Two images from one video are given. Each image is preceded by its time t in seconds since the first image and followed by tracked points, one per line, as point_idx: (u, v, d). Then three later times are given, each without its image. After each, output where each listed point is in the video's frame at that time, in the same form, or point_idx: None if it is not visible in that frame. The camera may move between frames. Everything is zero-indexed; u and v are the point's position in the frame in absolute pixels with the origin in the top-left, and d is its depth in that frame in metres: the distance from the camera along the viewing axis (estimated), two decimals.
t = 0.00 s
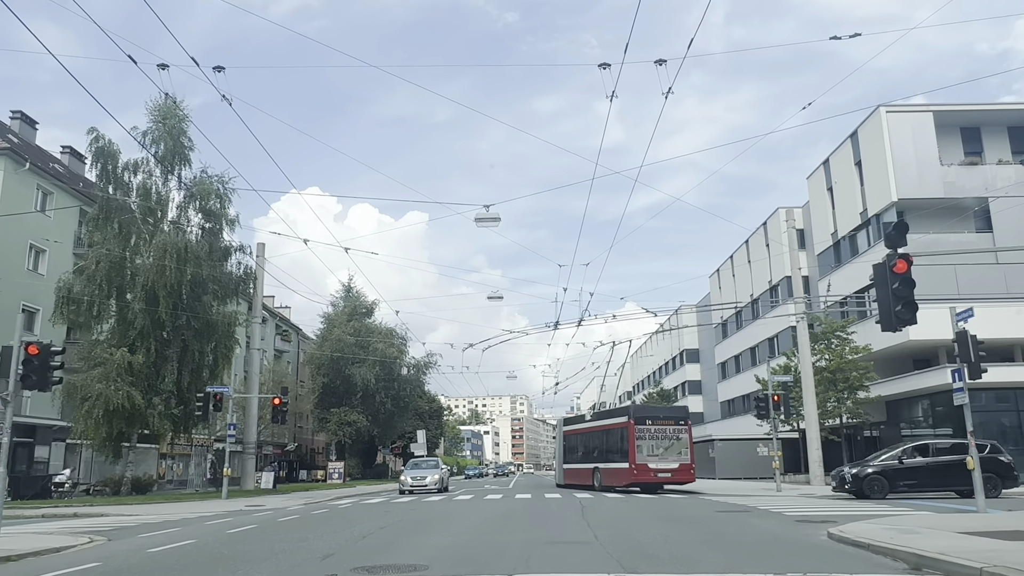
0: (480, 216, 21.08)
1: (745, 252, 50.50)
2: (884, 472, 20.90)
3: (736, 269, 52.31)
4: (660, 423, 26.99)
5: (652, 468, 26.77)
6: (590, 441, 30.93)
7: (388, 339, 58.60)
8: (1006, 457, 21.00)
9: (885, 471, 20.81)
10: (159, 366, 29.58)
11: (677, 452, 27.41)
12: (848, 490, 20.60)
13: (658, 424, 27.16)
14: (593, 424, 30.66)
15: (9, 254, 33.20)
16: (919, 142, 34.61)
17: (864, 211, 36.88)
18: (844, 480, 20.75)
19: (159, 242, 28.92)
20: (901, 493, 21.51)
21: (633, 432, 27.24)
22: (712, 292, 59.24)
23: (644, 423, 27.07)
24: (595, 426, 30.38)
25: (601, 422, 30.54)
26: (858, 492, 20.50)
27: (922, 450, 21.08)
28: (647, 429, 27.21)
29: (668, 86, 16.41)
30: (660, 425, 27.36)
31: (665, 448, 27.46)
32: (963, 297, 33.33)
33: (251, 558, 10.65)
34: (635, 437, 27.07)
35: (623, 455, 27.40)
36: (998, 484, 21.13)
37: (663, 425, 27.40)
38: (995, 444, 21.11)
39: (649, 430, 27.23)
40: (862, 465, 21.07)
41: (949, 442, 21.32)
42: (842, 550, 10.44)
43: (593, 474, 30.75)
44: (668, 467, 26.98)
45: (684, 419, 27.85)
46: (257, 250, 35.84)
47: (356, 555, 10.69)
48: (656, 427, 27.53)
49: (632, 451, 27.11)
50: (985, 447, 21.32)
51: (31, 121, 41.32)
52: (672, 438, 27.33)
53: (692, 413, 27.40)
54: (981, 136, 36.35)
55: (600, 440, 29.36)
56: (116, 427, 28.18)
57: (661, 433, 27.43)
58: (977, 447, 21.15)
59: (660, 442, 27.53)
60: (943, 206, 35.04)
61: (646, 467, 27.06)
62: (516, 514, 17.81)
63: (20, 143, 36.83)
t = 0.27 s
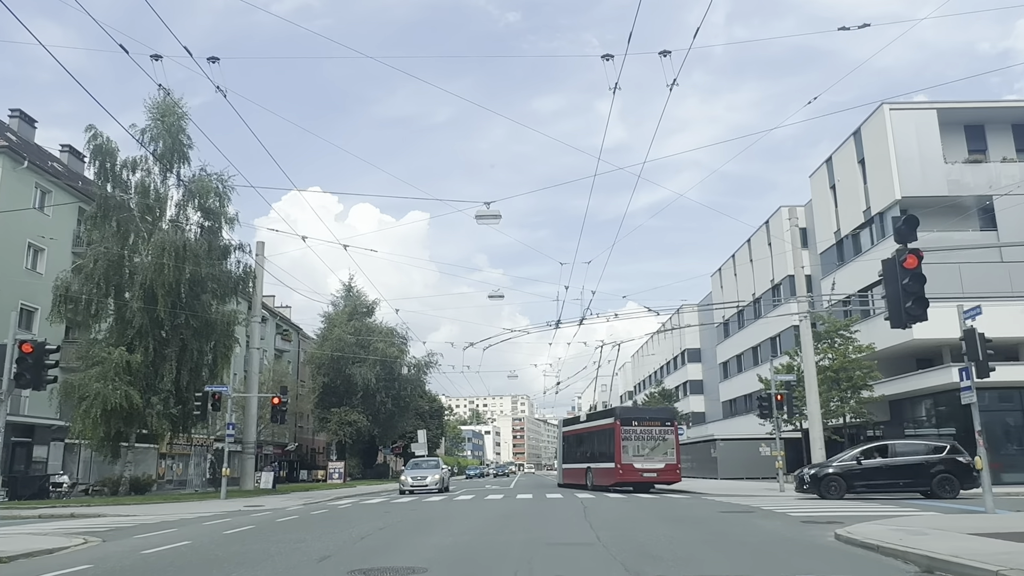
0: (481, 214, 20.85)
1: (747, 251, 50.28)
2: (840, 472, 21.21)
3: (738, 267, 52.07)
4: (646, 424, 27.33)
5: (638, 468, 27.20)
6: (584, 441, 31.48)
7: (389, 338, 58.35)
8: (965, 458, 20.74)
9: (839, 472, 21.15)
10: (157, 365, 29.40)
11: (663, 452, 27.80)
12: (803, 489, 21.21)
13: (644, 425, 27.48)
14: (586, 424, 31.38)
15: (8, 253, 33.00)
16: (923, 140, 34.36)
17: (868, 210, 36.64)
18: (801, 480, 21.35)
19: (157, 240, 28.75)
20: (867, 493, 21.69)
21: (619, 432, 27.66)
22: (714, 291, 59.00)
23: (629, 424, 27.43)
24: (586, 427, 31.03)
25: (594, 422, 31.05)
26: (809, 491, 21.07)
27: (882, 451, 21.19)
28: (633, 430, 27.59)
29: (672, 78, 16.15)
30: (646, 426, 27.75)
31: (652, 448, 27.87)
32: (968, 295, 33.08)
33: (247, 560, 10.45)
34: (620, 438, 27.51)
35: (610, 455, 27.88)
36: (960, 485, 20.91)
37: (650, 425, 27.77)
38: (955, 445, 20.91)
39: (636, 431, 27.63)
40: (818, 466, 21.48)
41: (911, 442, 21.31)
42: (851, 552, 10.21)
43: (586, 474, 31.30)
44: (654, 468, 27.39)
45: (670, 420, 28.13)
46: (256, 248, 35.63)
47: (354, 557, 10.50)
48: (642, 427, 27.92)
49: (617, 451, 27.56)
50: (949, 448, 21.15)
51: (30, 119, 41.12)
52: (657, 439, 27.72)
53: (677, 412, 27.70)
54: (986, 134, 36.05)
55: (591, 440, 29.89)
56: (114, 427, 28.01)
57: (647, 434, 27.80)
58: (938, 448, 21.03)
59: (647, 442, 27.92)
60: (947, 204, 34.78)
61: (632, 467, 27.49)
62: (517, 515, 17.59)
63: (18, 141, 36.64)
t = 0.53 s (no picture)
0: (482, 211, 20.66)
1: (749, 250, 50.08)
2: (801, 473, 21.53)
3: (740, 267, 51.86)
4: (634, 425, 27.95)
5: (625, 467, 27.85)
6: (578, 442, 32.12)
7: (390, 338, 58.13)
8: (923, 459, 20.70)
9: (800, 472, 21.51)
10: (156, 364, 29.24)
11: (651, 452, 28.39)
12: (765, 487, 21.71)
13: (631, 426, 28.09)
14: (579, 424, 32.09)
15: (6, 252, 32.82)
16: (927, 137, 34.12)
17: (871, 208, 36.41)
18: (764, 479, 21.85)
19: (155, 239, 28.60)
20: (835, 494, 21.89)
21: (608, 432, 28.33)
22: (715, 290, 58.78)
23: (617, 424, 28.09)
24: (580, 428, 31.83)
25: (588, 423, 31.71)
26: (769, 490, 21.52)
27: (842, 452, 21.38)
28: (621, 430, 28.25)
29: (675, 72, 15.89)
30: (634, 427, 28.39)
31: (640, 448, 28.48)
32: (973, 294, 32.82)
33: (243, 561, 10.25)
34: (609, 438, 28.18)
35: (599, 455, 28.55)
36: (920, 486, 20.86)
37: (638, 426, 28.41)
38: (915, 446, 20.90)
39: (624, 431, 28.27)
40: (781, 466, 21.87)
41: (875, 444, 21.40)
42: (860, 553, 10.01)
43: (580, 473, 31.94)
44: (641, 467, 28.02)
45: (659, 421, 28.70)
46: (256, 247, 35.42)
47: (352, 558, 10.30)
48: (631, 427, 28.55)
49: (606, 451, 28.23)
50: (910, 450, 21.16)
51: (29, 118, 40.95)
52: (645, 439, 28.36)
53: (664, 414, 28.34)
54: (990, 131, 35.79)
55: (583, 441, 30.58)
56: (112, 427, 27.86)
57: (636, 434, 28.43)
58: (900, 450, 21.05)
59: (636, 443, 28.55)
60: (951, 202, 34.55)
61: (620, 467, 28.15)
62: (518, 515, 17.37)
63: (17, 140, 36.46)
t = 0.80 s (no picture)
0: (482, 208, 20.47)
1: (751, 249, 49.88)
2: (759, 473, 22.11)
3: (742, 266, 51.66)
4: (624, 425, 28.61)
5: (615, 467, 28.43)
6: (574, 443, 32.69)
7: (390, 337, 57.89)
8: (879, 459, 21.08)
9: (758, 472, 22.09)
10: (154, 363, 29.08)
11: (642, 452, 28.93)
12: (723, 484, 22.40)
13: (622, 426, 28.70)
14: (575, 426, 32.67)
15: (5, 250, 32.63)
16: (930, 135, 33.90)
17: (874, 206, 36.18)
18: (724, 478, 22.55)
19: (154, 237, 28.43)
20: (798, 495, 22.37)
21: (599, 433, 28.90)
22: (717, 290, 58.57)
23: (608, 425, 28.77)
24: (576, 430, 32.42)
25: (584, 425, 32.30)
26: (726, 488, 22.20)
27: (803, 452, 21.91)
28: (612, 431, 28.91)
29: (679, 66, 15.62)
30: (626, 428, 28.97)
31: (632, 449, 29.07)
32: (976, 292, 32.58)
33: (238, 563, 10.07)
34: (600, 439, 28.77)
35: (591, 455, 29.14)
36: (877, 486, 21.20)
37: (630, 427, 28.98)
38: (871, 447, 21.30)
39: (615, 432, 28.85)
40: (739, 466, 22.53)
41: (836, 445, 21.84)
42: (867, 555, 9.80)
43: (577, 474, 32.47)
44: (632, 467, 28.57)
45: (650, 422, 29.29)
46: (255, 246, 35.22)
47: (349, 560, 10.12)
48: (622, 428, 29.13)
49: (597, 451, 28.81)
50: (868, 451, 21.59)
51: (28, 116, 40.76)
52: (636, 440, 28.91)
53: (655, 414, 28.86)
54: (993, 129, 35.55)
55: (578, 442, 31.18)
56: (110, 426, 27.70)
57: (627, 435, 29.06)
58: (858, 451, 21.50)
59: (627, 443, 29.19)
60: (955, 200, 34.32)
61: (611, 466, 28.72)
62: (519, 516, 17.17)
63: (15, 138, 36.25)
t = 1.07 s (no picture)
0: (483, 206, 20.29)
1: (753, 248, 49.69)
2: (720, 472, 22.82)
3: (743, 265, 51.47)
4: (616, 426, 29.47)
5: (607, 467, 29.28)
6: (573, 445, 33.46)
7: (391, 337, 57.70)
8: (835, 461, 21.39)
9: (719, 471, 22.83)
10: (153, 363, 28.93)
11: (634, 452, 29.66)
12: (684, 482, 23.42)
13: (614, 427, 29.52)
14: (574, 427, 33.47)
15: (3, 250, 32.47)
16: (933, 133, 33.68)
17: (877, 205, 35.95)
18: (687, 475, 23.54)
19: (152, 236, 28.26)
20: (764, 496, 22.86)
21: (592, 433, 29.70)
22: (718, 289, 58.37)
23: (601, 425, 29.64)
24: (574, 431, 33.21)
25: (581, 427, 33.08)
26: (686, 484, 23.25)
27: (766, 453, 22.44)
28: (605, 431, 29.78)
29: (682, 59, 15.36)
30: (618, 429, 29.76)
31: (624, 450, 29.89)
32: (980, 291, 32.33)
33: (233, 565, 9.87)
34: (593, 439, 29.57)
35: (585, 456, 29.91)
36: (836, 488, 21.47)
37: (622, 427, 29.77)
38: (830, 448, 21.62)
39: (608, 432, 29.65)
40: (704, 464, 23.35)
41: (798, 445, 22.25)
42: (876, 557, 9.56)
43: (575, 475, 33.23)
44: (624, 467, 29.32)
45: (642, 423, 30.08)
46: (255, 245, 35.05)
47: (346, 563, 9.92)
48: (614, 429, 29.92)
49: (590, 451, 29.60)
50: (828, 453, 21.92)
51: (27, 115, 40.59)
52: (628, 440, 29.68)
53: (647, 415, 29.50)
54: (997, 127, 35.34)
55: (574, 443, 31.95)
56: (109, 426, 27.56)
57: (620, 435, 29.89)
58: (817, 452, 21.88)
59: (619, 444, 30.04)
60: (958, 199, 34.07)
61: (604, 466, 29.57)
62: (520, 517, 16.97)
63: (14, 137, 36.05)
